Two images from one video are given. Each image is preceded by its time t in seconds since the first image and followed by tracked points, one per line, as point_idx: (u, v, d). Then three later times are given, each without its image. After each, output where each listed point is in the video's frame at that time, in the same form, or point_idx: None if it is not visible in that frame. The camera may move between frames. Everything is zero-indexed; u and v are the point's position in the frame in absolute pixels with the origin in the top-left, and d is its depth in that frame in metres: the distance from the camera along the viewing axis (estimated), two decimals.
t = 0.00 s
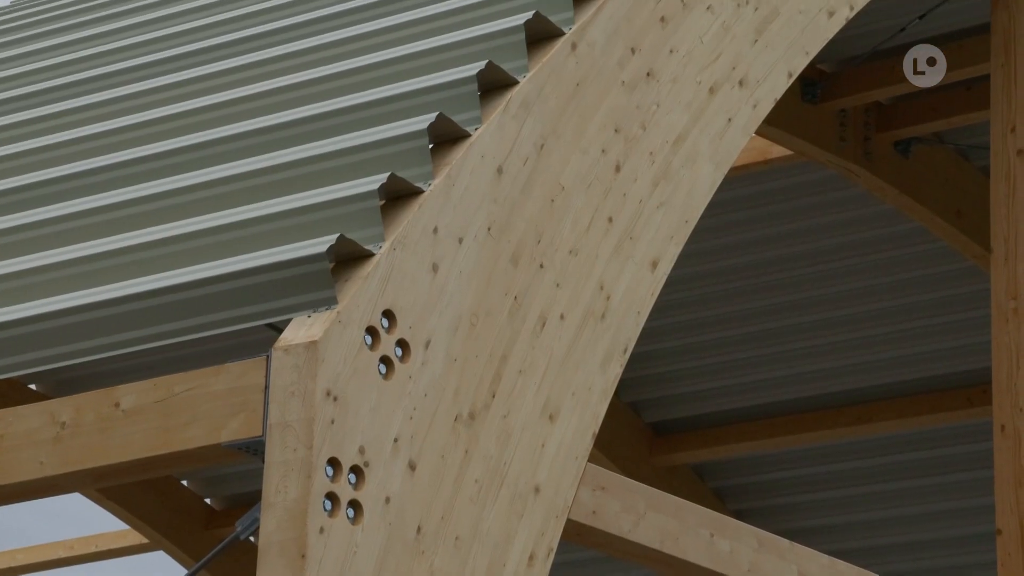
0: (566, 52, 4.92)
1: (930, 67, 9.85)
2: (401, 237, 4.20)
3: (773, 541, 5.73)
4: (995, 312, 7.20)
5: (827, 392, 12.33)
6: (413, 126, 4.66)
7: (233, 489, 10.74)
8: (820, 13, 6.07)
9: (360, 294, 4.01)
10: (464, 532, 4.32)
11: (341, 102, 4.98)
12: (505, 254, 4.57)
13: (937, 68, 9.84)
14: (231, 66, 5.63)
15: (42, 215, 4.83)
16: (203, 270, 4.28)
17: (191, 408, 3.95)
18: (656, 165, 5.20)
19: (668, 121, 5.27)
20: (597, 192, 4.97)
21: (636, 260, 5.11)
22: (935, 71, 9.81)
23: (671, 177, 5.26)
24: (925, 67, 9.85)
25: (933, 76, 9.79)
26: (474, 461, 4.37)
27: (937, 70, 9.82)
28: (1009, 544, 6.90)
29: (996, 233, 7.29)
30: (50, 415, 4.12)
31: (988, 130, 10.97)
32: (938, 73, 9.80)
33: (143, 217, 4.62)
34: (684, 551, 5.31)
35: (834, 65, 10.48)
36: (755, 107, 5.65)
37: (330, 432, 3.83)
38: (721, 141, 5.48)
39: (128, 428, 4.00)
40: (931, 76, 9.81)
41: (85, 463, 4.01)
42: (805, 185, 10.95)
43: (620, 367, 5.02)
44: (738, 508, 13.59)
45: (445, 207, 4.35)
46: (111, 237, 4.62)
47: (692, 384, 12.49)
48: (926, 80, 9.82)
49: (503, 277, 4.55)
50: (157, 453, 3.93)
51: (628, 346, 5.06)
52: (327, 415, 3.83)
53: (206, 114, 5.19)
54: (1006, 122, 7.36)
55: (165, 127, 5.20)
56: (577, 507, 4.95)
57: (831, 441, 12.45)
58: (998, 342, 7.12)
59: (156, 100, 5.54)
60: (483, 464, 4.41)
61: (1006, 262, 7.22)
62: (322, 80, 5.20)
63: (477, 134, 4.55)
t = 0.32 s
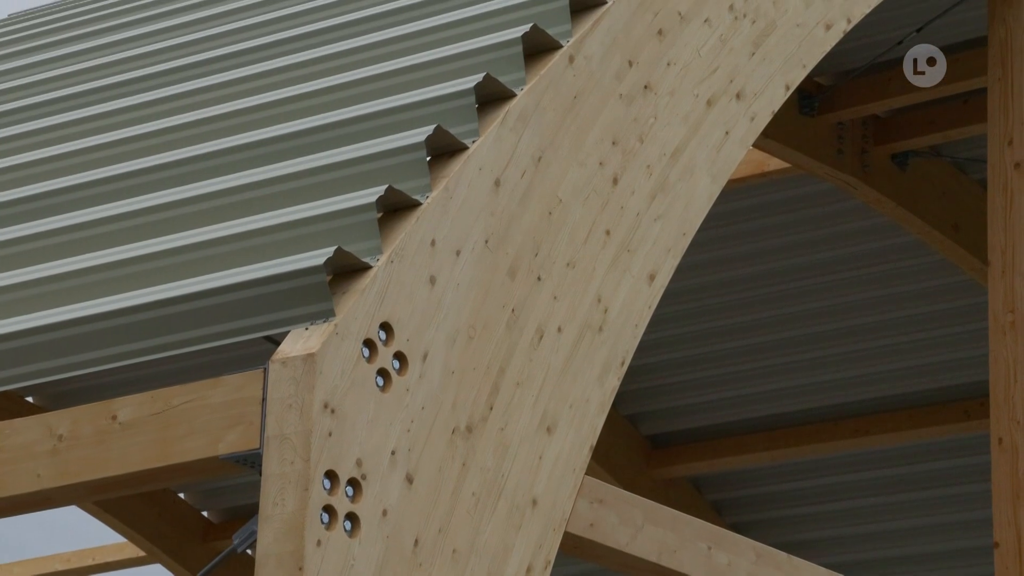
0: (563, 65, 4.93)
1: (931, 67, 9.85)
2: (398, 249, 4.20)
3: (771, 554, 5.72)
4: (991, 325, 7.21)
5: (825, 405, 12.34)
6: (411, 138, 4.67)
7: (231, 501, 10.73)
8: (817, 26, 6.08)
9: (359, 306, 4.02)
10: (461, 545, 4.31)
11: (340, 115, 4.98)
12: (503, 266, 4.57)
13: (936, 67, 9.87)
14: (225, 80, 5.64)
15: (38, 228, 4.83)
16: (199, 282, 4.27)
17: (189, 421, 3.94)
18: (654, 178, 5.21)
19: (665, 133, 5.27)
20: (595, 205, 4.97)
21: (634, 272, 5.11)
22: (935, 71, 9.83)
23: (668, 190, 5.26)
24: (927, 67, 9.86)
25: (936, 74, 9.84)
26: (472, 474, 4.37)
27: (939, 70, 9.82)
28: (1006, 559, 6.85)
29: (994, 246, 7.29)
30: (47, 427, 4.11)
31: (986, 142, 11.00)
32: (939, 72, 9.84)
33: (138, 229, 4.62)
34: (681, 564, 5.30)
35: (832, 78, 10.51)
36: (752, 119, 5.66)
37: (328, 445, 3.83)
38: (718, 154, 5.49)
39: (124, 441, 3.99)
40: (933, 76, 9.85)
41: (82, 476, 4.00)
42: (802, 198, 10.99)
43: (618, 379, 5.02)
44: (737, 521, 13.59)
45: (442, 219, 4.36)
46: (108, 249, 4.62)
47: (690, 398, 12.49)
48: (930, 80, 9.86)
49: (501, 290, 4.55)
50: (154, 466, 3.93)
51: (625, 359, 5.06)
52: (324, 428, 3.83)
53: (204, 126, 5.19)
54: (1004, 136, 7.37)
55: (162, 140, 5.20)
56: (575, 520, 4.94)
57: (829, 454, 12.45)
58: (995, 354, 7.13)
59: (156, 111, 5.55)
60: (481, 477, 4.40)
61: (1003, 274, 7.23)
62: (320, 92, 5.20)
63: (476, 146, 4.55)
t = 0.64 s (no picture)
0: (560, 77, 4.93)
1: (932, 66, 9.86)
2: (396, 261, 4.20)
3: (770, 567, 5.71)
4: (990, 337, 7.22)
5: (822, 416, 12.48)
6: (408, 150, 4.67)
7: (228, 513, 10.71)
8: (814, 39, 6.08)
9: (356, 317, 4.02)
10: (459, 557, 4.30)
11: (339, 126, 4.98)
12: (500, 279, 4.57)
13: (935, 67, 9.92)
14: (222, 92, 5.65)
15: (36, 240, 4.83)
16: (196, 295, 4.27)
17: (185, 433, 3.94)
18: (651, 190, 5.21)
19: (663, 145, 5.27)
20: (593, 217, 4.97)
21: (631, 284, 5.11)
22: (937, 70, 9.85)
23: (665, 202, 5.26)
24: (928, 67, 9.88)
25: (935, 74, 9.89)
26: (469, 486, 4.36)
27: (940, 69, 9.85)
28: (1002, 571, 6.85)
29: (991, 258, 7.30)
30: (44, 439, 4.11)
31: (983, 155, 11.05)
32: (939, 72, 9.90)
33: (135, 242, 4.62)
34: None
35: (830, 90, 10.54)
36: (750, 132, 5.66)
37: (324, 457, 3.83)
38: (715, 167, 5.49)
39: (122, 453, 3.99)
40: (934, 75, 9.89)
41: (78, 488, 3.99)
42: (813, 208, 11.00)
43: (615, 391, 5.01)
44: (733, 534, 13.67)
45: (440, 232, 4.36)
46: (105, 261, 4.62)
47: (689, 408, 12.55)
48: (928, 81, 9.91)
49: (497, 302, 4.55)
50: (151, 478, 3.92)
51: (623, 372, 5.05)
52: (321, 440, 3.83)
53: (202, 138, 5.20)
54: (1000, 148, 7.38)
55: (161, 152, 5.21)
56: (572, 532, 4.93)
57: (827, 466, 12.56)
58: (992, 367, 7.14)
59: (157, 123, 5.55)
60: (479, 489, 4.39)
61: (1001, 287, 7.23)
62: (318, 104, 5.20)
63: (473, 158, 4.56)
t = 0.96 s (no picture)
0: (557, 90, 4.93)
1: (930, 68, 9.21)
2: (393, 273, 4.20)
3: None
4: (986, 349, 7.21)
5: (819, 429, 12.64)
6: (405, 163, 4.67)
7: (224, 525, 10.68)
8: (812, 51, 6.08)
9: (353, 330, 4.01)
10: (456, 570, 4.29)
11: (337, 139, 4.98)
12: (497, 291, 4.57)
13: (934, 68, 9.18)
14: (221, 104, 5.66)
15: (36, 252, 4.83)
16: (193, 307, 4.27)
17: (182, 445, 3.93)
18: (649, 202, 5.21)
19: (661, 158, 5.27)
20: (590, 229, 4.97)
21: (629, 296, 5.11)
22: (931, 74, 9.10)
23: (663, 215, 5.26)
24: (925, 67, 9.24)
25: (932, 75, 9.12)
26: (467, 499, 4.35)
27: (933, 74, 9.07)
28: None
29: (988, 271, 7.29)
30: (41, 452, 4.10)
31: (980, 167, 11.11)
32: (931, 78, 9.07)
33: (136, 253, 4.62)
34: None
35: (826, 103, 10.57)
36: (747, 144, 5.66)
37: (322, 470, 3.83)
38: (712, 179, 5.49)
39: (117, 467, 3.98)
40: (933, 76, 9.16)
41: (74, 501, 3.99)
42: (797, 223, 11.21)
43: (613, 404, 5.01)
44: (731, 546, 13.83)
45: (437, 244, 4.36)
46: (102, 273, 4.62)
47: (683, 422, 12.73)
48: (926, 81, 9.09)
49: (495, 314, 4.55)
50: (147, 490, 3.91)
51: (621, 384, 5.05)
52: (318, 453, 3.83)
53: (200, 150, 5.20)
54: (997, 159, 7.38)
55: (160, 164, 5.22)
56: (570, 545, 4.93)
57: (825, 478, 12.70)
58: (990, 379, 7.14)
59: (156, 135, 5.56)
60: (476, 502, 4.39)
61: (998, 298, 7.22)
62: (316, 116, 5.21)
63: (470, 171, 4.56)
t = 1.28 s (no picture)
0: (555, 102, 4.94)
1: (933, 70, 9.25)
2: (391, 285, 4.20)
3: None
4: (984, 362, 7.21)
5: (816, 443, 12.77)
6: (403, 175, 4.67)
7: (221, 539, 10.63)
8: (810, 63, 6.09)
9: (351, 342, 4.01)
10: None
11: (336, 150, 4.99)
12: (495, 303, 4.56)
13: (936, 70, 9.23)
14: (222, 116, 5.67)
15: (37, 263, 4.83)
16: (191, 319, 4.26)
17: (179, 457, 3.92)
18: (647, 215, 5.21)
19: (659, 169, 5.28)
20: (588, 241, 4.97)
21: (627, 308, 5.11)
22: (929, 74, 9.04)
23: (662, 226, 5.26)
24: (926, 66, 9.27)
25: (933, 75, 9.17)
26: (464, 511, 4.35)
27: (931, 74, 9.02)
28: None
29: (986, 283, 7.30)
30: (38, 464, 4.09)
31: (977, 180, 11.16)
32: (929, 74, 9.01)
33: (135, 265, 4.62)
34: None
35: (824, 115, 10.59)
36: (745, 156, 5.67)
37: (320, 482, 3.82)
38: (710, 191, 5.50)
39: (115, 479, 3.97)
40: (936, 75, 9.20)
41: (71, 514, 3.98)
42: (797, 234, 11.29)
43: (611, 417, 5.00)
44: (729, 559, 13.94)
45: (436, 256, 4.36)
46: (101, 284, 4.62)
47: (682, 434, 12.92)
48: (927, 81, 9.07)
49: (493, 326, 4.55)
50: (144, 503, 3.91)
51: (619, 396, 5.05)
52: (316, 464, 3.83)
53: (201, 162, 5.21)
54: (995, 172, 7.39)
55: (162, 175, 5.22)
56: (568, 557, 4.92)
57: (823, 490, 12.83)
58: (988, 392, 7.14)
59: (159, 146, 5.58)
60: (473, 514, 4.38)
61: (996, 311, 7.21)
62: (316, 127, 5.21)
63: (468, 183, 4.56)
